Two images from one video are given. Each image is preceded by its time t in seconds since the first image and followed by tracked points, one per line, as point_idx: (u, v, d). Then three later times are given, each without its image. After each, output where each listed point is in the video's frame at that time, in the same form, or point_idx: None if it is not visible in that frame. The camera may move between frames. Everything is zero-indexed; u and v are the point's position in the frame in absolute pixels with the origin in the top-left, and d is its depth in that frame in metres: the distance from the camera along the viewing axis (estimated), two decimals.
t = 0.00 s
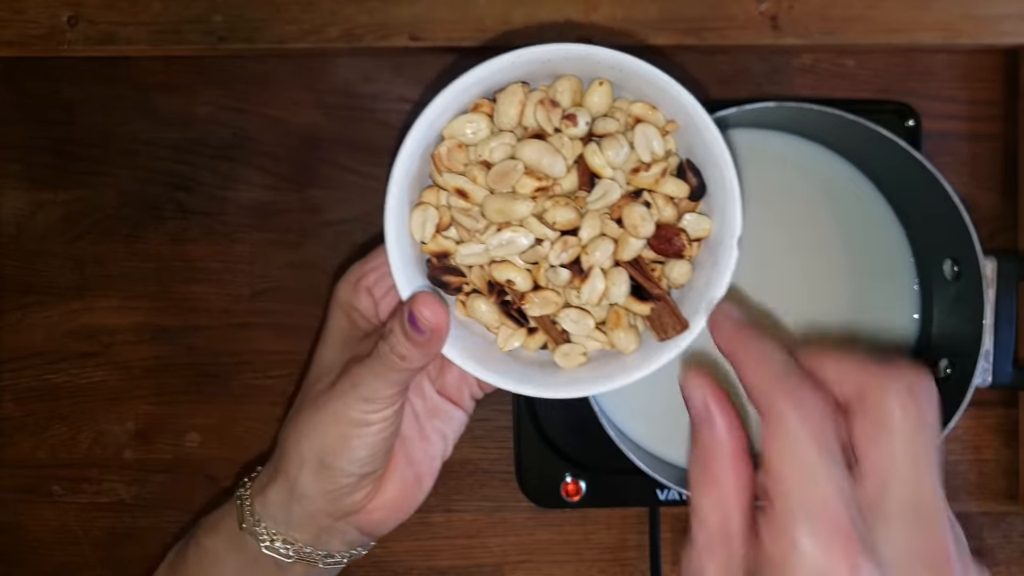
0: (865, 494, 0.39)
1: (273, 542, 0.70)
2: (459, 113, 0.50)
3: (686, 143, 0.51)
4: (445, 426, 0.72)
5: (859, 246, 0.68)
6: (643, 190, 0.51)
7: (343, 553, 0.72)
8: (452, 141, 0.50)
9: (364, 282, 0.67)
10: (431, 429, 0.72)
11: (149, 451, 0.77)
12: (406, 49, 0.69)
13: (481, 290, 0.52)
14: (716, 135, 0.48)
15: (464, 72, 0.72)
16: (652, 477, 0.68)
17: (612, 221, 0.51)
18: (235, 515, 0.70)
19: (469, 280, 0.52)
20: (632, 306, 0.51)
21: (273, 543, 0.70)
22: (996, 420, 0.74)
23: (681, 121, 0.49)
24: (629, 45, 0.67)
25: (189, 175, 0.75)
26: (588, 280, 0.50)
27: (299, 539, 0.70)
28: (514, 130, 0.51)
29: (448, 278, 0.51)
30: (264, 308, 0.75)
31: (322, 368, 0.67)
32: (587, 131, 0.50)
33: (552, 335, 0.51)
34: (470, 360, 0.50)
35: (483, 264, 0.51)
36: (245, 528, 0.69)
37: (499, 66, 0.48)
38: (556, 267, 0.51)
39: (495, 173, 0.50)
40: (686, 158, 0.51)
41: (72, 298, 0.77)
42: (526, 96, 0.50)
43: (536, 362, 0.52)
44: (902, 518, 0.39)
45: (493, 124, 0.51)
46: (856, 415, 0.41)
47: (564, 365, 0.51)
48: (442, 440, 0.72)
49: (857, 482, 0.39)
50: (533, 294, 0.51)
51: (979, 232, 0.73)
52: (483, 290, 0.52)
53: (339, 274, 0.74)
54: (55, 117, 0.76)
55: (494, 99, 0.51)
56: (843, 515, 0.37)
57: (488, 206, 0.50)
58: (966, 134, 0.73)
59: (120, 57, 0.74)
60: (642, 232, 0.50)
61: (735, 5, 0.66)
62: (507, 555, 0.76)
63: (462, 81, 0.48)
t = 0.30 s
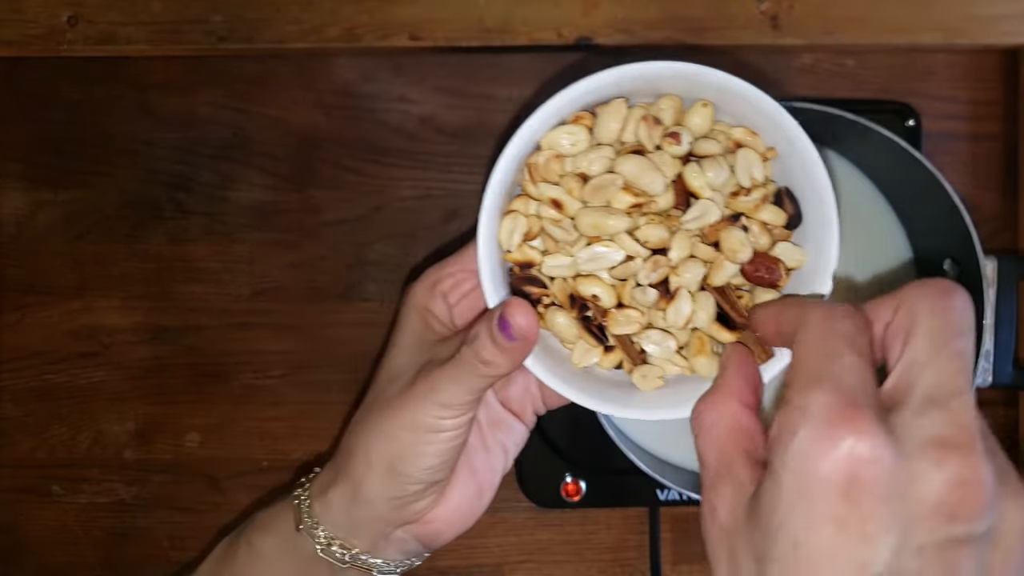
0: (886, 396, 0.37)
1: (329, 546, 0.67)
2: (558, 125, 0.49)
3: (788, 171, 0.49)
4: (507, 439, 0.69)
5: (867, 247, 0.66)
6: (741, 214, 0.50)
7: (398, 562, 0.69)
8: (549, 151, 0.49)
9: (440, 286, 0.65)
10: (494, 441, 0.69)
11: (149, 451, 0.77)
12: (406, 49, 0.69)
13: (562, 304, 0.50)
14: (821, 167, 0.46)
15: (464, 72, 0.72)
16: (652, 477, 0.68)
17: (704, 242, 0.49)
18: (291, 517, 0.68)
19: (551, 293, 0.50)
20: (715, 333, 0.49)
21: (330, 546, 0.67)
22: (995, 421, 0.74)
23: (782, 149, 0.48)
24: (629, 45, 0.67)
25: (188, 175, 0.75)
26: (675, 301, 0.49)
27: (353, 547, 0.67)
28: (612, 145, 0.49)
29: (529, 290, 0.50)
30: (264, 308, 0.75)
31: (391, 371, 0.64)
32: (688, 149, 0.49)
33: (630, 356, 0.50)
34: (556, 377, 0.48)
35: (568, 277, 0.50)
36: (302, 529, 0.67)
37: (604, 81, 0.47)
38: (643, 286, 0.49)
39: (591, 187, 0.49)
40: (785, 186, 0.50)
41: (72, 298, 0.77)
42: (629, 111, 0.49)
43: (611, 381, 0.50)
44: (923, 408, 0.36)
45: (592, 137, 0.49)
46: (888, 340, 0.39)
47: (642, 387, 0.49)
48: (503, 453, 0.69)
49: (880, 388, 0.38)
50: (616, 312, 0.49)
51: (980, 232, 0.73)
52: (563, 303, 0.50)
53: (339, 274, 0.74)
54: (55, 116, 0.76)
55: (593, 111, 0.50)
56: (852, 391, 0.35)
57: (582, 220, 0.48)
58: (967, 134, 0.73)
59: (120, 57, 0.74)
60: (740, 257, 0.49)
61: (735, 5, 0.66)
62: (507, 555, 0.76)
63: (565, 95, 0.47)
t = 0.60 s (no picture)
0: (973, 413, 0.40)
1: (354, 532, 0.65)
2: (585, 121, 0.49)
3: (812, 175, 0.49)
4: (530, 434, 0.68)
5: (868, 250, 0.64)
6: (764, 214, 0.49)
7: (420, 552, 0.67)
8: (574, 147, 0.49)
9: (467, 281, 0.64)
10: (519, 435, 0.68)
11: (149, 451, 0.77)
12: (406, 49, 0.69)
13: (582, 298, 0.50)
14: (843, 168, 0.46)
15: (464, 72, 0.72)
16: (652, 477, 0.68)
17: (723, 239, 0.49)
18: (316, 503, 0.66)
19: (571, 286, 0.50)
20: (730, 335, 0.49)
21: (354, 533, 0.65)
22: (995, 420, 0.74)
23: (806, 151, 0.48)
24: (629, 45, 0.67)
25: (188, 175, 0.75)
26: (689, 298, 0.48)
27: (377, 535, 0.65)
28: (636, 142, 0.49)
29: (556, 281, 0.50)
30: (264, 308, 0.75)
31: (418, 359, 0.62)
32: (711, 148, 0.49)
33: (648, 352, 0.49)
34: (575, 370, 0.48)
35: (588, 270, 0.50)
36: (327, 516, 0.65)
37: (629, 80, 0.47)
38: (662, 283, 0.49)
39: (613, 181, 0.49)
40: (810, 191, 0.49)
41: (72, 298, 0.77)
42: (654, 110, 0.49)
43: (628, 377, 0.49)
44: None
45: (617, 135, 0.49)
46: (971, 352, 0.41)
47: (660, 383, 0.48)
48: (526, 448, 0.68)
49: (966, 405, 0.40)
50: (635, 305, 0.49)
51: (980, 232, 0.73)
52: (584, 297, 0.50)
53: (339, 274, 0.74)
54: (55, 117, 0.76)
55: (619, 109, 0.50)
56: (968, 414, 0.36)
57: (603, 213, 0.48)
58: (967, 134, 0.73)
59: (120, 57, 0.74)
60: (763, 254, 0.48)
61: (735, 5, 0.66)
62: (507, 555, 0.76)
63: (589, 92, 0.47)
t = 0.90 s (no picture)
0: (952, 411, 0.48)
1: (347, 540, 0.64)
2: (581, 127, 0.48)
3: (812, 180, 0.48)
4: (526, 442, 0.67)
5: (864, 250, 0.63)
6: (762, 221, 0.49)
7: (415, 561, 0.66)
8: (570, 152, 0.48)
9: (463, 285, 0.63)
10: (513, 443, 0.67)
11: (149, 451, 0.77)
12: (406, 49, 0.69)
13: (578, 306, 0.50)
14: (843, 173, 0.46)
15: (464, 72, 0.72)
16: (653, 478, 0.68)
17: (722, 248, 0.48)
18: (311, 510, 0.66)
19: (566, 294, 0.50)
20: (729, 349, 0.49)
21: (348, 541, 0.64)
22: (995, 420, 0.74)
23: (808, 157, 0.47)
24: (629, 45, 0.67)
25: (188, 175, 0.75)
26: (693, 314, 0.48)
27: (370, 544, 0.64)
28: (633, 147, 0.49)
29: (549, 287, 0.49)
30: (264, 308, 0.75)
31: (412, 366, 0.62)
32: (710, 154, 0.49)
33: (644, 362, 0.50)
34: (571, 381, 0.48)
35: (583, 278, 0.49)
36: (321, 524, 0.64)
37: (627, 84, 0.46)
38: (657, 291, 0.49)
39: (608, 187, 0.48)
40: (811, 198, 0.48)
41: (72, 298, 0.77)
42: (651, 115, 0.48)
43: (623, 385, 0.50)
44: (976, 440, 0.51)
45: (614, 140, 0.49)
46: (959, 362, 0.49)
47: (655, 393, 0.49)
48: (521, 456, 0.67)
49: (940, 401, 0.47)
50: (630, 314, 0.49)
51: (981, 233, 0.73)
52: (579, 304, 0.49)
53: (339, 274, 0.74)
54: (55, 117, 0.76)
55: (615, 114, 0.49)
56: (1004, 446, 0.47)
57: (598, 220, 0.48)
58: (967, 134, 0.73)
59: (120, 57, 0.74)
60: (761, 263, 0.48)
61: (735, 5, 0.66)
62: (506, 555, 0.75)
63: (585, 96, 0.47)
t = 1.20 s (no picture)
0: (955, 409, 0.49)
1: (334, 538, 0.64)
2: (569, 112, 0.48)
3: (807, 165, 0.48)
4: (516, 436, 0.68)
5: (864, 247, 0.62)
6: (758, 207, 0.48)
7: (404, 559, 0.66)
8: (558, 137, 0.48)
9: (451, 278, 0.64)
10: (503, 437, 0.67)
11: (149, 451, 0.77)
12: (406, 49, 0.69)
13: (569, 297, 0.50)
14: (840, 157, 0.45)
15: (463, 72, 0.72)
16: (654, 478, 0.68)
17: (715, 235, 0.48)
18: (297, 508, 0.65)
19: (557, 284, 0.50)
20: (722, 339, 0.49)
21: (334, 538, 0.64)
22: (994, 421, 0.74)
23: (804, 142, 0.47)
24: (629, 45, 0.67)
25: (188, 175, 0.75)
26: (686, 304, 0.48)
27: (358, 542, 0.64)
28: (623, 132, 0.49)
29: (537, 277, 0.49)
30: (264, 308, 0.75)
31: (398, 360, 0.63)
32: (702, 139, 0.48)
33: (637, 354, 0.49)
34: (559, 373, 0.48)
35: (573, 268, 0.49)
36: (307, 522, 0.64)
37: (614, 65, 0.46)
38: (648, 281, 0.49)
39: (597, 173, 0.48)
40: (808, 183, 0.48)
41: (72, 298, 0.77)
42: (641, 98, 0.48)
43: (615, 378, 0.50)
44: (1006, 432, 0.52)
45: (604, 124, 0.49)
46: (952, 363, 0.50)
47: (648, 385, 0.48)
48: (512, 450, 0.68)
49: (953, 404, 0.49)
50: (621, 305, 0.48)
51: (981, 233, 0.73)
52: (570, 295, 0.50)
53: (339, 274, 0.74)
54: (56, 117, 0.76)
55: (606, 98, 0.49)
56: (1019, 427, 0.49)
57: (587, 207, 0.48)
58: (967, 134, 0.73)
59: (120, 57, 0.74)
60: (756, 250, 0.48)
61: (735, 6, 0.66)
62: (506, 555, 0.75)
63: (572, 80, 0.46)
